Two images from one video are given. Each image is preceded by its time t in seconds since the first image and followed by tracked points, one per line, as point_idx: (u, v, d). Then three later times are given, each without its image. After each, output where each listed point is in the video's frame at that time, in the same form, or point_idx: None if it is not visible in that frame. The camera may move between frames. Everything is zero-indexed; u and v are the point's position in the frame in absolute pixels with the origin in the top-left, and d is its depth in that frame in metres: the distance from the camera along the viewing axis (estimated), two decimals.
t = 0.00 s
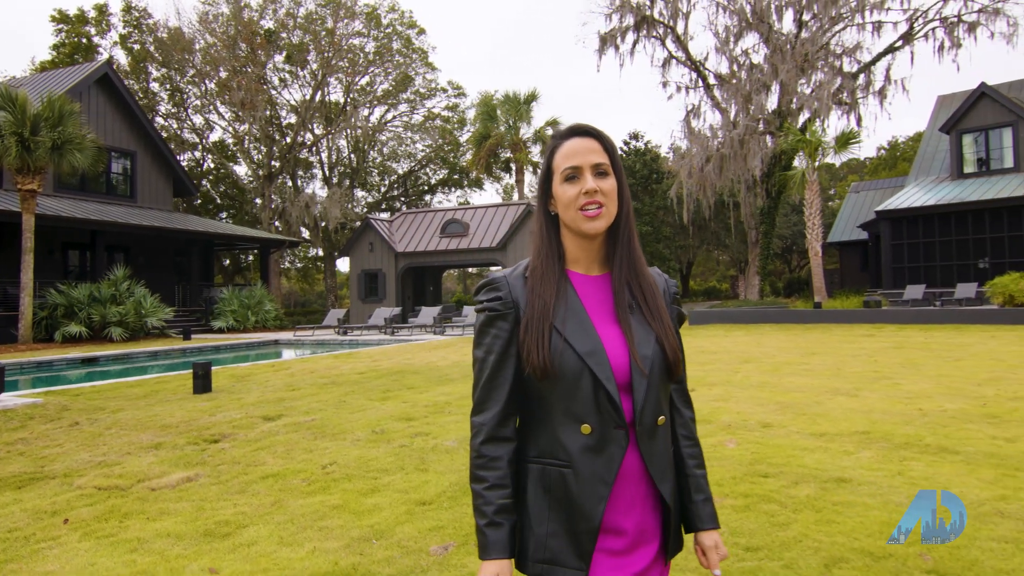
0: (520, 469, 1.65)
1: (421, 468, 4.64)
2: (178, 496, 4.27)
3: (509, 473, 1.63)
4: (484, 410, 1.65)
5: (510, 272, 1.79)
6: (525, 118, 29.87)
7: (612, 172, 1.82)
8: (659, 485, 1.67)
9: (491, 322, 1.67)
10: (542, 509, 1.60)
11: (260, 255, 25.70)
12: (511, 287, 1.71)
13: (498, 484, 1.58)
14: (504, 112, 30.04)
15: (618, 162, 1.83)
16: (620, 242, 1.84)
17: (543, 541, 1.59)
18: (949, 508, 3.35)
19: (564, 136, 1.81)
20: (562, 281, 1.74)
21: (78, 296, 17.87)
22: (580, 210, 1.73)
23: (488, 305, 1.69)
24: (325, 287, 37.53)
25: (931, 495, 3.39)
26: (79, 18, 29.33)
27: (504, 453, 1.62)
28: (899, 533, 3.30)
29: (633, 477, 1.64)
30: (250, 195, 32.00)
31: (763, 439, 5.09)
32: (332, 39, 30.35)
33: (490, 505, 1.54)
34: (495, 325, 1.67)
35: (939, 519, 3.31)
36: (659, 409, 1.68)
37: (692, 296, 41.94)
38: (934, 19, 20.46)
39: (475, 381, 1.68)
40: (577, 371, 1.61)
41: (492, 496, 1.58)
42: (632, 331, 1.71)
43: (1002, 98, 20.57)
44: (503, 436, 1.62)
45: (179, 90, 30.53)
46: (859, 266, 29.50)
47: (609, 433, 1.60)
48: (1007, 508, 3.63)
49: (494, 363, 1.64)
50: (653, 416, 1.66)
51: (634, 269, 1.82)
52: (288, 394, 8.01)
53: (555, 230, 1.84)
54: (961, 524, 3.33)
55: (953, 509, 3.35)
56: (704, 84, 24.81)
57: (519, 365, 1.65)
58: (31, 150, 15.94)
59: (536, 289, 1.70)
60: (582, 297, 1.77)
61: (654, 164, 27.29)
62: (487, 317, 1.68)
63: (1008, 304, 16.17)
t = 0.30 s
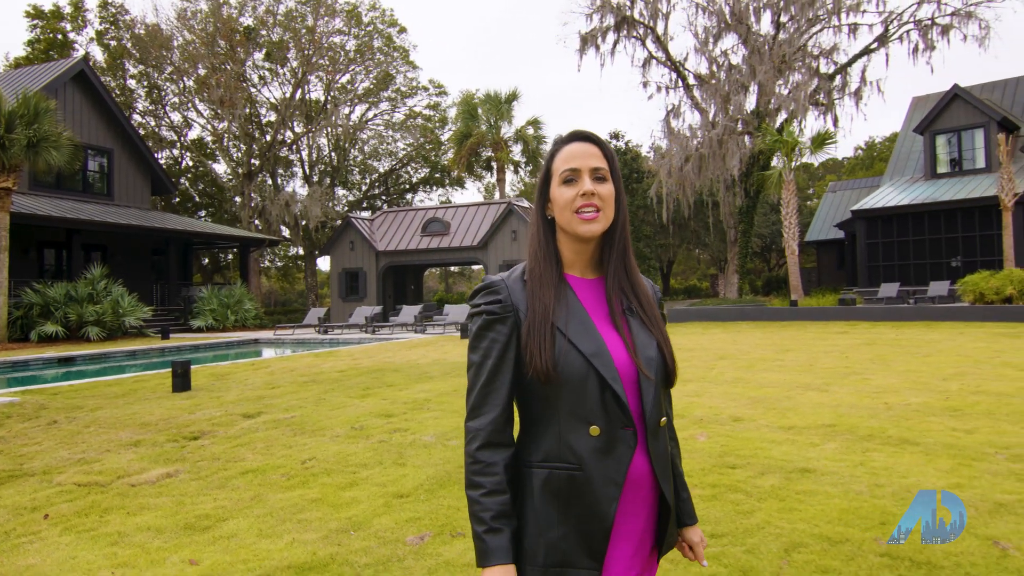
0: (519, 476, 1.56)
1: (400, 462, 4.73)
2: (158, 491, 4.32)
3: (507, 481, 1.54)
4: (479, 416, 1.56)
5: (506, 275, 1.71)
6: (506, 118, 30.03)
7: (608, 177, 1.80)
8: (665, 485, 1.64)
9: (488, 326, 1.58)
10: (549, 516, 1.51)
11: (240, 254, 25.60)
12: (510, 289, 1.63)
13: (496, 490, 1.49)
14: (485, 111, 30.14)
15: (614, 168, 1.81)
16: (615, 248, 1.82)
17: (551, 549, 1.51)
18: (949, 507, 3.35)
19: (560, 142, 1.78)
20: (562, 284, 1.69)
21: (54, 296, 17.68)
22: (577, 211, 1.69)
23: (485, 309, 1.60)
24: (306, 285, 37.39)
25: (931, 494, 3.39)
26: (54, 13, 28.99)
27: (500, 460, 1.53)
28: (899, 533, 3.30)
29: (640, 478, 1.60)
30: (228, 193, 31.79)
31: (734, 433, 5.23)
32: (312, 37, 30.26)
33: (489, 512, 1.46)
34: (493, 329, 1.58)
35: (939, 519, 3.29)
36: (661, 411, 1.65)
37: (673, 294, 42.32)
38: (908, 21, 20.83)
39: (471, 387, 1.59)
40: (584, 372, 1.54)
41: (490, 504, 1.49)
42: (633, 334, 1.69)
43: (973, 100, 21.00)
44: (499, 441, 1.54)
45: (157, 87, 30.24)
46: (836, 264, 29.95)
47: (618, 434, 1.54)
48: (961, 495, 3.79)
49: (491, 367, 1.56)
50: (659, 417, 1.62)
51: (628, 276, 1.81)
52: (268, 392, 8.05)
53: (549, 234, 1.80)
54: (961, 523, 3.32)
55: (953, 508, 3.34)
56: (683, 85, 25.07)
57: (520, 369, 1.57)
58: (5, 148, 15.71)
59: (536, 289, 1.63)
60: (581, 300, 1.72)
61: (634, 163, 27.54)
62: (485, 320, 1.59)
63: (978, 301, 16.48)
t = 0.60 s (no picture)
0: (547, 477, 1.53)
1: (378, 457, 4.82)
2: (136, 487, 4.38)
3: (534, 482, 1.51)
4: (501, 418, 1.52)
5: (519, 274, 1.66)
6: (487, 117, 30.13)
7: (611, 162, 1.74)
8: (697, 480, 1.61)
9: (505, 328, 1.54)
10: (581, 517, 1.49)
11: (219, 253, 25.46)
12: (526, 289, 1.58)
13: (520, 493, 1.46)
14: (467, 110, 30.25)
15: (616, 154, 1.75)
16: (624, 235, 1.78)
17: (585, 550, 1.49)
18: (949, 507, 3.30)
19: (558, 134, 1.74)
20: (578, 280, 1.64)
21: (29, 294, 17.47)
22: (582, 202, 1.65)
23: (501, 310, 1.56)
24: (287, 284, 37.23)
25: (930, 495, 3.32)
26: (28, 9, 28.54)
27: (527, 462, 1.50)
28: (899, 533, 3.28)
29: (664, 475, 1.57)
30: (207, 191, 31.55)
31: (704, 426, 5.39)
32: (292, 34, 30.11)
33: (509, 514, 1.42)
34: (512, 330, 1.53)
35: (939, 519, 3.24)
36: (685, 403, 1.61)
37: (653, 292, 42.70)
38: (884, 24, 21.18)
39: (492, 390, 1.55)
40: (608, 371, 1.50)
41: (512, 504, 1.45)
42: (655, 327, 1.66)
43: (947, 101, 21.41)
44: (520, 442, 1.51)
45: (134, 84, 29.91)
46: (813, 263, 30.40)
47: (645, 432, 1.50)
48: (915, 484, 3.96)
49: (512, 369, 1.52)
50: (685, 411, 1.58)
51: (642, 264, 1.77)
52: (247, 390, 8.09)
53: (557, 229, 1.75)
54: (961, 523, 3.28)
55: (953, 508, 3.29)
56: (663, 84, 25.32)
57: (541, 369, 1.53)
58: None
59: (552, 286, 1.58)
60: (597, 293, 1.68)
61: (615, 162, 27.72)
62: (503, 322, 1.54)
63: (948, 298, 16.96)
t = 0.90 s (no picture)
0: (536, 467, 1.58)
1: (353, 451, 4.89)
2: (112, 482, 4.42)
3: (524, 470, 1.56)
4: (494, 407, 1.57)
5: (518, 267, 1.74)
6: (468, 113, 30.17)
7: (621, 164, 1.80)
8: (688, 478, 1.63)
9: (502, 317, 1.62)
10: (562, 508, 1.53)
11: (198, 249, 25.26)
12: (522, 280, 1.66)
13: (510, 479, 1.50)
14: (448, 107, 30.25)
15: (626, 157, 1.81)
16: (629, 235, 1.80)
17: (564, 540, 1.53)
18: (950, 506, 2.91)
19: (569, 131, 1.79)
20: (575, 276, 1.70)
21: (3, 291, 17.26)
22: (587, 200, 1.71)
23: (498, 301, 1.64)
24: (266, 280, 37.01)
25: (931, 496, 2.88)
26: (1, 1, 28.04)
27: (517, 448, 1.55)
28: (899, 535, 3.13)
29: (655, 472, 1.60)
30: (185, 187, 31.26)
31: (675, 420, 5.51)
32: (272, 29, 29.90)
33: (497, 497, 1.45)
34: (507, 320, 1.61)
35: (938, 520, 2.94)
36: (679, 403, 1.63)
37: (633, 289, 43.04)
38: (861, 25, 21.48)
39: (487, 379, 1.61)
40: (595, 365, 1.55)
41: (500, 491, 1.48)
42: (650, 326, 1.69)
43: (922, 101, 21.78)
44: (508, 432, 1.55)
45: (111, 77, 29.55)
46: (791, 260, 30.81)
47: (629, 428, 1.54)
48: (873, 473, 4.10)
49: (506, 358, 1.58)
50: (675, 408, 1.62)
51: (646, 263, 1.79)
52: (224, 386, 8.11)
53: (562, 224, 1.80)
54: (961, 518, 2.95)
55: (954, 507, 2.92)
56: (644, 82, 25.49)
57: (533, 361, 1.58)
58: None
59: (548, 280, 1.65)
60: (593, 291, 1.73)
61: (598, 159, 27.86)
62: (498, 311, 1.62)
63: (921, 295, 17.25)
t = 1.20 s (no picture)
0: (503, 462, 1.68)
1: (327, 446, 4.96)
2: (84, 478, 4.45)
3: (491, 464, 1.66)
4: (469, 404, 1.69)
5: (501, 267, 1.83)
6: (449, 110, 30.17)
7: (610, 164, 1.83)
8: (650, 485, 1.65)
9: (478, 317, 1.72)
10: (521, 504, 1.62)
11: (175, 247, 25.04)
12: (499, 282, 1.75)
13: (478, 471, 1.61)
14: (429, 104, 30.21)
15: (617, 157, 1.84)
16: (616, 236, 1.83)
17: (520, 531, 1.62)
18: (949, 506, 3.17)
19: (560, 131, 1.85)
20: (550, 278, 1.76)
21: None
22: (574, 200, 1.75)
23: (477, 301, 1.74)
24: (246, 277, 36.72)
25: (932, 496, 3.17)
26: None
27: (485, 442, 1.66)
28: (899, 533, 3.21)
29: (619, 475, 1.63)
30: (163, 183, 30.96)
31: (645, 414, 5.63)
32: (251, 24, 29.66)
33: (468, 489, 1.57)
34: (483, 321, 1.71)
35: (938, 519, 3.16)
36: (645, 408, 1.67)
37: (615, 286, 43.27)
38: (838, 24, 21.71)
39: (466, 375, 1.73)
40: (559, 369, 1.61)
41: (471, 483, 1.60)
42: (623, 329, 1.71)
43: (897, 101, 22.10)
44: (481, 426, 1.66)
45: (86, 72, 29.18)
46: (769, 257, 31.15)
47: (588, 434, 1.59)
48: (830, 464, 4.25)
49: (481, 357, 1.69)
50: (640, 415, 1.65)
51: (630, 262, 1.81)
52: (200, 383, 8.10)
53: (548, 225, 1.87)
54: (961, 522, 3.19)
55: (953, 507, 3.18)
56: (625, 81, 25.61)
57: (504, 362, 1.68)
58: None
59: (523, 283, 1.73)
60: (570, 292, 1.78)
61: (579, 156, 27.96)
62: (475, 311, 1.73)
63: (894, 292, 17.49)
